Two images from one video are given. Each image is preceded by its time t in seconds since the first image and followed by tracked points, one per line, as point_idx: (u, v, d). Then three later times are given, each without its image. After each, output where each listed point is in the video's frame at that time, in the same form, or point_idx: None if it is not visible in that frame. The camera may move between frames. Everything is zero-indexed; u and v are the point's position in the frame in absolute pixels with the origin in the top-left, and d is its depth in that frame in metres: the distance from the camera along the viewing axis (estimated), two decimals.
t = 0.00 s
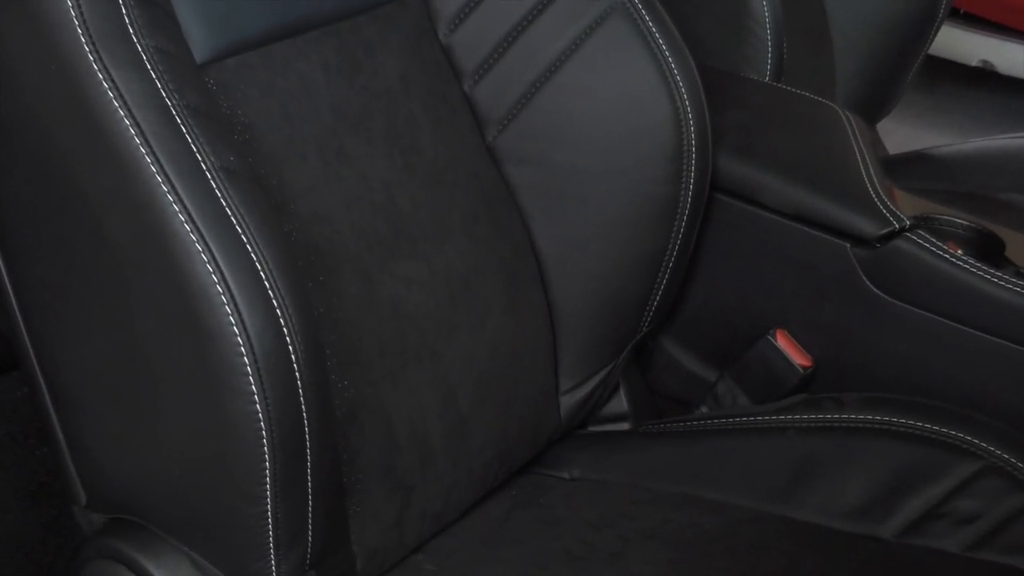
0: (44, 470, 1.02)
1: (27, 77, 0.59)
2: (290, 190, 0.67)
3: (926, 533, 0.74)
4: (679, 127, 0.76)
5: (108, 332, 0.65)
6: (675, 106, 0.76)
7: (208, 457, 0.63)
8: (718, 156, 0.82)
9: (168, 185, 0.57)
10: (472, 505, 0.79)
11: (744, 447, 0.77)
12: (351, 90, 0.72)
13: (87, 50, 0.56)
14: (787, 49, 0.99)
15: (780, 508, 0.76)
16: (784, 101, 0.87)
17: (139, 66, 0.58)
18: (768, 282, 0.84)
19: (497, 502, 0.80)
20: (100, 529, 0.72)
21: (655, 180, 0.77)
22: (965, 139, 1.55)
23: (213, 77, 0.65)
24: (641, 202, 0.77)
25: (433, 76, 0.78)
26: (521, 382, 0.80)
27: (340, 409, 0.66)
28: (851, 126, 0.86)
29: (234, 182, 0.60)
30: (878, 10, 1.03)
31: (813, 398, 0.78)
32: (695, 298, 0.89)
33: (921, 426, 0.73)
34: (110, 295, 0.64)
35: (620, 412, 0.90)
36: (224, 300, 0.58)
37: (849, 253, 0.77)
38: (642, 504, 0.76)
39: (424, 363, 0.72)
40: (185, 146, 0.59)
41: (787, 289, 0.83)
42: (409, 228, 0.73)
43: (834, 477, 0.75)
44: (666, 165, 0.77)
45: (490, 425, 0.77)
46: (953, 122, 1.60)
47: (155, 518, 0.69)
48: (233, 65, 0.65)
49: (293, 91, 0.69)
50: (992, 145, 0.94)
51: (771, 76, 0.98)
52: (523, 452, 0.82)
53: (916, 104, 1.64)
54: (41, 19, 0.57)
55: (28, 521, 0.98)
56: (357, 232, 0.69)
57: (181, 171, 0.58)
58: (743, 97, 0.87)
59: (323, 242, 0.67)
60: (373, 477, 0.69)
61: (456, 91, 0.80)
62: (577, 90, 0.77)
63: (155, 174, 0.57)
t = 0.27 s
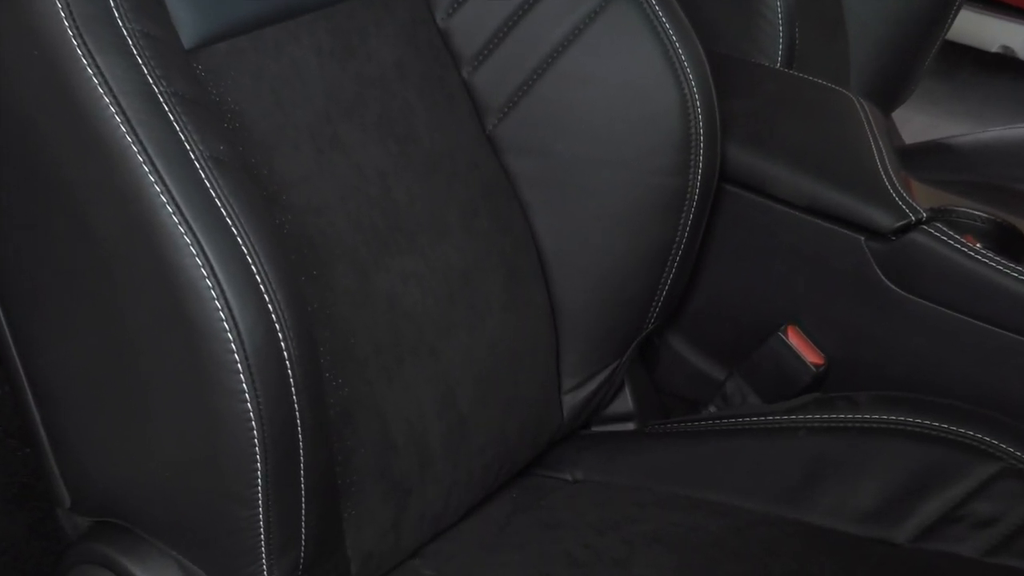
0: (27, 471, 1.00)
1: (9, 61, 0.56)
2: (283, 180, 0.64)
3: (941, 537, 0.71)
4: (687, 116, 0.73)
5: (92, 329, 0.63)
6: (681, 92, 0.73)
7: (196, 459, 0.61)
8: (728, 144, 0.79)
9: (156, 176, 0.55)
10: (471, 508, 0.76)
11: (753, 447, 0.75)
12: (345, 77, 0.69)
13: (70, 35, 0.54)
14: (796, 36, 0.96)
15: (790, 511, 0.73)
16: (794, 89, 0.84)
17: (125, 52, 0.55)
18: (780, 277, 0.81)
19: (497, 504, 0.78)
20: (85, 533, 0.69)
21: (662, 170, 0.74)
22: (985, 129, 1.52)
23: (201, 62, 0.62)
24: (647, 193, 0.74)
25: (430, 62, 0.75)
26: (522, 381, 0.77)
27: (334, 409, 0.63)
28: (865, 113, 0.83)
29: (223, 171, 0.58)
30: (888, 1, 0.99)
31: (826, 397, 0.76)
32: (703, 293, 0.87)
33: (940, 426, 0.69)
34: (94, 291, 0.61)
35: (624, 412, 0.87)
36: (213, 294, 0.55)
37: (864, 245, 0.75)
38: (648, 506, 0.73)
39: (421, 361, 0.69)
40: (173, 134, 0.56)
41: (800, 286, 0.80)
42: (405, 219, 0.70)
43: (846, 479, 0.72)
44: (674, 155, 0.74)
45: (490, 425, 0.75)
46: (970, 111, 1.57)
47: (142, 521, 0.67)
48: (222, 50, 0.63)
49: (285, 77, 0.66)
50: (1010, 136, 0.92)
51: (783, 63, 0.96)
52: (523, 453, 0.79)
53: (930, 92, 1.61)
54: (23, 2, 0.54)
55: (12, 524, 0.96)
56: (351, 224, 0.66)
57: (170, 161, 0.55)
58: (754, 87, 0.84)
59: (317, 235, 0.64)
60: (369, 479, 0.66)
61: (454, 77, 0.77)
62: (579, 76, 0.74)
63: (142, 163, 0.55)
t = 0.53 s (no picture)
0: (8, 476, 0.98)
1: None
2: (274, 172, 0.60)
3: (959, 543, 0.68)
4: (695, 105, 0.71)
5: (73, 326, 0.60)
6: (689, 82, 0.70)
7: (182, 462, 0.58)
8: (737, 135, 0.76)
9: (144, 169, 0.52)
10: (471, 512, 0.73)
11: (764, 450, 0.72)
12: (339, 64, 0.66)
13: (53, 20, 0.51)
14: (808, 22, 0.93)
15: (801, 517, 0.71)
16: (802, 80, 0.81)
17: (110, 37, 0.52)
18: (791, 273, 0.78)
19: (496, 509, 0.75)
20: (68, 538, 0.67)
21: (669, 162, 0.71)
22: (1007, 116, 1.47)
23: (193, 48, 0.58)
24: (653, 186, 0.72)
25: (428, 49, 0.72)
26: (522, 380, 0.74)
27: (326, 410, 0.60)
28: (879, 105, 0.80)
29: (212, 162, 0.55)
30: None
31: (836, 397, 0.73)
32: (711, 289, 0.84)
33: (955, 426, 0.67)
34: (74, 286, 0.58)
35: (628, 412, 0.84)
36: (202, 290, 0.53)
37: (878, 239, 0.72)
38: (654, 511, 0.71)
39: (418, 360, 0.66)
40: (158, 122, 0.53)
41: (811, 282, 0.77)
42: (401, 212, 0.67)
43: (859, 483, 0.69)
44: (682, 146, 0.71)
45: (489, 426, 0.72)
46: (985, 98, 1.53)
47: (126, 526, 0.64)
48: (212, 36, 0.60)
49: (277, 64, 0.63)
50: None
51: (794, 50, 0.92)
52: (524, 455, 0.76)
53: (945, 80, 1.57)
54: None
55: None
56: (345, 217, 0.63)
57: (157, 152, 0.52)
58: (760, 76, 0.81)
59: (311, 228, 0.61)
60: (364, 483, 0.64)
61: (453, 64, 0.74)
62: (583, 64, 0.72)
63: (127, 153, 0.52)
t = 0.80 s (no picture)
0: None
1: None
2: (268, 164, 0.58)
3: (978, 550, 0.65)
4: (704, 93, 0.68)
5: (56, 323, 0.58)
6: (696, 69, 0.67)
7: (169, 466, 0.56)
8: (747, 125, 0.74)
9: (129, 159, 0.49)
10: (471, 516, 0.71)
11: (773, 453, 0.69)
12: (333, 51, 0.64)
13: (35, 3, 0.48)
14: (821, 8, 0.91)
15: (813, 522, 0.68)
16: (811, 70, 0.80)
17: (94, 22, 0.50)
18: (803, 267, 0.76)
19: (497, 513, 0.72)
20: (51, 543, 0.64)
21: (675, 154, 0.69)
22: None
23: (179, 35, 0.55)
24: (660, 177, 0.69)
25: (426, 36, 0.70)
26: (524, 380, 0.72)
27: (320, 410, 0.57)
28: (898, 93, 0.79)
29: (200, 152, 0.52)
30: None
31: (851, 398, 0.70)
32: (719, 284, 0.82)
33: (972, 427, 0.64)
34: (56, 281, 0.56)
35: (634, 413, 0.82)
36: (190, 286, 0.50)
37: (893, 234, 0.70)
38: (660, 516, 0.68)
39: (415, 358, 0.64)
40: (143, 110, 0.50)
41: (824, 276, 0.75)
42: (398, 204, 0.64)
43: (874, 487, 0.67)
44: (691, 136, 0.68)
45: (489, 427, 0.69)
46: (999, 85, 1.50)
47: (111, 532, 0.62)
48: (200, 22, 0.56)
49: (268, 51, 0.60)
50: None
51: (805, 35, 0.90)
52: (526, 457, 0.74)
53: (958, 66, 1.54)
54: None
55: None
56: (340, 209, 0.61)
57: (143, 141, 0.50)
58: (765, 67, 0.80)
59: (303, 220, 0.58)
60: (360, 486, 0.61)
61: (451, 51, 0.72)
62: (586, 50, 0.69)
63: (112, 143, 0.49)
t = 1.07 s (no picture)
0: None
1: None
2: (257, 153, 0.54)
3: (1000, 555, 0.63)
4: (714, 80, 0.65)
5: (41, 319, 0.55)
6: (706, 55, 0.65)
7: (156, 470, 0.53)
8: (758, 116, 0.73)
9: (115, 148, 0.47)
10: (472, 521, 0.68)
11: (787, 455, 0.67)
12: (329, 36, 0.61)
13: None
14: None
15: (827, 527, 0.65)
16: (824, 58, 0.78)
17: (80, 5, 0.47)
18: (817, 261, 0.75)
19: (499, 519, 0.70)
20: (35, 550, 0.62)
21: (685, 144, 0.66)
22: None
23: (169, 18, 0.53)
24: (668, 168, 0.67)
25: (425, 21, 0.67)
26: (527, 380, 0.69)
27: (314, 411, 0.54)
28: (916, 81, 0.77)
29: (190, 142, 0.49)
30: None
31: (866, 398, 0.69)
32: (730, 280, 0.81)
33: (991, 429, 0.62)
34: (38, 277, 0.54)
35: (641, 415, 0.80)
36: (179, 281, 0.47)
37: (912, 227, 0.68)
38: (669, 522, 0.66)
39: (413, 357, 0.61)
40: (130, 97, 0.48)
41: (841, 271, 0.74)
42: (396, 196, 0.62)
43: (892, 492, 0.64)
44: (701, 126, 0.66)
45: (491, 428, 0.67)
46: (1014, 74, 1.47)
47: (98, 537, 0.59)
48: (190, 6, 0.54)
49: (261, 37, 0.57)
50: None
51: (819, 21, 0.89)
52: (529, 460, 0.71)
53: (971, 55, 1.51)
54: None
55: None
56: (333, 201, 0.58)
57: (130, 130, 0.47)
58: (776, 57, 0.78)
59: (296, 213, 0.55)
60: (356, 490, 0.58)
61: (451, 37, 0.69)
62: (590, 36, 0.67)
63: (98, 132, 0.47)
